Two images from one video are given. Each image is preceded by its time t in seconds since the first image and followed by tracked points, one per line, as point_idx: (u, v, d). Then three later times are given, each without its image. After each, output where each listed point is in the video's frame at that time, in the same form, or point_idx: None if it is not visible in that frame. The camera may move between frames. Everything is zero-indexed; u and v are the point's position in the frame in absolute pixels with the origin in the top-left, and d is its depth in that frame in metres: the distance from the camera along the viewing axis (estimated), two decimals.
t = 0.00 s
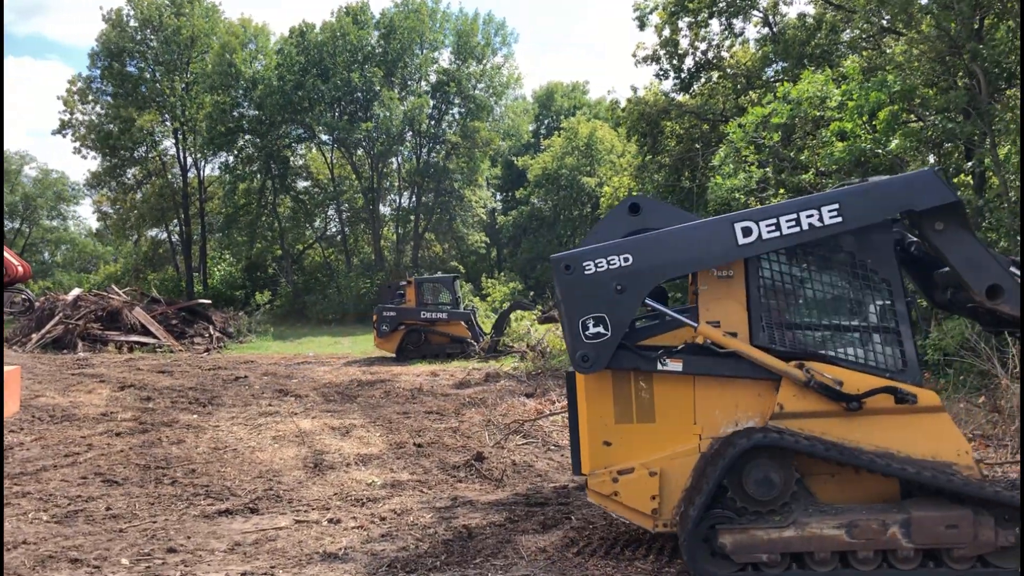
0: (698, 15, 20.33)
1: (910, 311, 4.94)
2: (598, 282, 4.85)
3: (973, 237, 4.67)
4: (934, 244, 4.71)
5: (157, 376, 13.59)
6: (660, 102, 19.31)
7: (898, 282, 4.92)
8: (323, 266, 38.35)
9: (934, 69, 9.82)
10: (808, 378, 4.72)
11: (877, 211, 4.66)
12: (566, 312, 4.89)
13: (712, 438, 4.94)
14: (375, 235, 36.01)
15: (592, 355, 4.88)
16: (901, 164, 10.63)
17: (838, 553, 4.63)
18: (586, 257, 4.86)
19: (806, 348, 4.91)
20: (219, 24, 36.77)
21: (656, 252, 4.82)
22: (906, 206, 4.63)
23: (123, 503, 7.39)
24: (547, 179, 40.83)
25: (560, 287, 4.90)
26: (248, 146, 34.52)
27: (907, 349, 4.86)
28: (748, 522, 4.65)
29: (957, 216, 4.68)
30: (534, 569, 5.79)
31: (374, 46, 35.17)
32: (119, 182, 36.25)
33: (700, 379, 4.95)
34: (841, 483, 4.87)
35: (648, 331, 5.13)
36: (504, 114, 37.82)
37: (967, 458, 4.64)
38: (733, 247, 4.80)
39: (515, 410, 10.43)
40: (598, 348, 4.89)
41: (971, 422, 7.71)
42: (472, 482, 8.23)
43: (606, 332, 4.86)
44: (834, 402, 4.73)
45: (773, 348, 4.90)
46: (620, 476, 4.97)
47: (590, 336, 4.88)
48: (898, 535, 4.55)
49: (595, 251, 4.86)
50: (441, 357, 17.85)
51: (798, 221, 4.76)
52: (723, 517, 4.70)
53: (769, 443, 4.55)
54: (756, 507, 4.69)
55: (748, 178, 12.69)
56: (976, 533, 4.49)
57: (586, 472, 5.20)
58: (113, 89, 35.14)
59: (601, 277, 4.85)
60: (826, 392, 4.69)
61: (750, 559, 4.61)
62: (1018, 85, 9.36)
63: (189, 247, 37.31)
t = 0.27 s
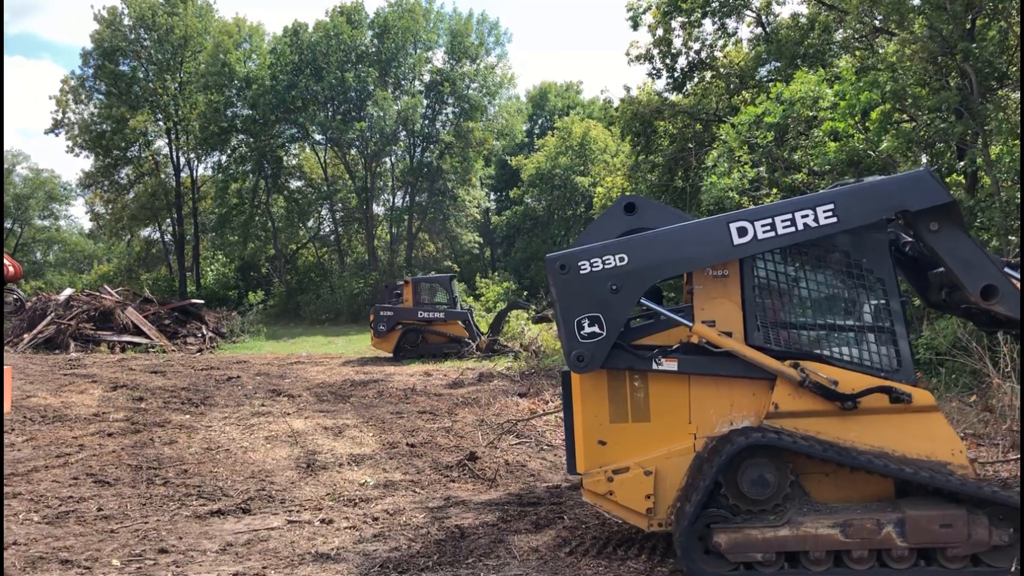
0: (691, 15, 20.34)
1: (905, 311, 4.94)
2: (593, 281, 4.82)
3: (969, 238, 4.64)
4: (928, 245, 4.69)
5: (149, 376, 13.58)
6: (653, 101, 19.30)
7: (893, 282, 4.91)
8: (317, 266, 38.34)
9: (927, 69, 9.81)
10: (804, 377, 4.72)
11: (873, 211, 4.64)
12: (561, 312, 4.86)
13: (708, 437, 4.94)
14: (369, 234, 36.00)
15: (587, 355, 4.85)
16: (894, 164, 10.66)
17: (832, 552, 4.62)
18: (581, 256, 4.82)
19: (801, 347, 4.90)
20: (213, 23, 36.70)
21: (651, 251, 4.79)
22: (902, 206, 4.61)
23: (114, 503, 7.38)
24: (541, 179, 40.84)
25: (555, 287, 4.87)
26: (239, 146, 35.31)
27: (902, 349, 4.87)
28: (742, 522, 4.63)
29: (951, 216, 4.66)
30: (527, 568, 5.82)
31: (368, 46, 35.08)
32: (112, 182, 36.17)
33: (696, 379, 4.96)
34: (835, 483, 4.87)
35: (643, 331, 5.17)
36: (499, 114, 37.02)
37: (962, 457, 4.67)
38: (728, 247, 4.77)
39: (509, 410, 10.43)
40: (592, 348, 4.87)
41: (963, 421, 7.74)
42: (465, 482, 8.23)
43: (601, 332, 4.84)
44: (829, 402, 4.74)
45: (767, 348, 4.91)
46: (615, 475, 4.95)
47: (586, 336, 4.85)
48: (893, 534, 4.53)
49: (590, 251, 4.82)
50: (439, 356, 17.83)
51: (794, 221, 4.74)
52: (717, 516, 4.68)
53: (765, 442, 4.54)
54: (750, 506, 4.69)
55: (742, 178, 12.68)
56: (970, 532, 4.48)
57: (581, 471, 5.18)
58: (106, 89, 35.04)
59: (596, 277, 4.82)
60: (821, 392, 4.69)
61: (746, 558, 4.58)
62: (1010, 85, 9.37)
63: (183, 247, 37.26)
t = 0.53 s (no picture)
0: (681, 14, 20.36)
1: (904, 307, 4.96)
2: (594, 284, 4.85)
3: (968, 239, 4.64)
4: (928, 247, 4.69)
5: (138, 376, 13.55)
6: (643, 101, 19.27)
7: (893, 280, 4.88)
8: (307, 265, 38.30)
9: (915, 69, 9.81)
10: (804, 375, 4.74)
11: (875, 213, 4.64)
12: (563, 314, 4.90)
13: (710, 435, 4.96)
14: (360, 234, 35.97)
15: (589, 357, 4.89)
16: (883, 163, 10.68)
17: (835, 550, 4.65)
18: (583, 259, 4.86)
19: (801, 346, 4.92)
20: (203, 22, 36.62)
21: (652, 254, 4.81)
22: (904, 208, 4.61)
23: (102, 504, 7.37)
24: (533, 178, 40.78)
25: (556, 289, 4.91)
26: (230, 146, 35.10)
27: (902, 347, 4.86)
28: (745, 520, 4.68)
29: (951, 218, 4.66)
30: (517, 567, 5.86)
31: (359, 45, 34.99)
32: (102, 181, 36.06)
33: (697, 378, 4.98)
34: (838, 481, 4.89)
35: (642, 331, 5.20)
36: (489, 113, 37.55)
37: (962, 453, 4.66)
38: (729, 250, 4.78)
39: (499, 409, 10.42)
40: (594, 350, 4.91)
41: (953, 420, 7.76)
42: (455, 482, 8.23)
43: (602, 334, 4.87)
44: (830, 399, 4.76)
45: (768, 347, 4.92)
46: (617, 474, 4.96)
47: (587, 338, 4.89)
48: (895, 532, 4.56)
49: (592, 253, 4.85)
50: (435, 355, 17.79)
51: (795, 224, 4.75)
52: (720, 515, 4.73)
53: (767, 441, 4.56)
54: (753, 504, 4.72)
55: (733, 178, 12.64)
56: (973, 529, 4.49)
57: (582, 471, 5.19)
58: (96, 88, 34.91)
59: (598, 279, 4.85)
60: (822, 390, 4.72)
61: (749, 556, 4.63)
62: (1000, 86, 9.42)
63: (173, 247, 37.16)
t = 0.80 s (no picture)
0: (668, 14, 20.38)
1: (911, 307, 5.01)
2: (606, 286, 4.88)
3: (979, 249, 4.70)
4: (939, 255, 4.74)
5: (124, 376, 13.51)
6: (630, 101, 19.29)
7: (902, 280, 4.93)
8: (295, 265, 38.23)
9: (901, 68, 9.96)
10: (814, 374, 4.76)
11: (887, 220, 4.68)
12: (573, 316, 4.92)
13: (719, 432, 5.00)
14: (347, 233, 35.94)
15: (599, 359, 4.91)
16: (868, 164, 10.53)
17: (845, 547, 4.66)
18: (595, 260, 4.89)
19: (811, 345, 4.95)
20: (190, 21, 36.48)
21: (664, 258, 4.83)
22: (917, 216, 4.65)
23: (86, 504, 7.34)
24: (520, 178, 40.78)
25: (567, 290, 4.93)
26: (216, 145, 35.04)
27: (911, 347, 4.90)
28: (755, 517, 4.69)
29: (963, 227, 4.71)
30: (504, 567, 5.90)
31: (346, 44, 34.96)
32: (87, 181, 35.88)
33: (706, 377, 5.02)
34: (847, 478, 4.93)
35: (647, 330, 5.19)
36: (477, 112, 37.43)
37: (970, 452, 4.68)
38: (741, 255, 4.81)
39: (486, 408, 10.43)
40: (603, 352, 4.91)
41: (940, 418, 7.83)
42: (442, 481, 8.24)
43: (612, 336, 4.88)
44: (840, 397, 4.78)
45: (777, 345, 4.95)
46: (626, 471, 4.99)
47: (598, 339, 4.91)
48: (905, 529, 4.58)
49: (604, 254, 4.88)
50: (426, 354, 17.76)
51: (807, 229, 4.78)
52: (730, 512, 4.75)
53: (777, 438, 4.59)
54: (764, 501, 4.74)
55: (715, 180, 12.69)
56: (981, 527, 4.53)
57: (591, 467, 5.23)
58: (81, 87, 34.74)
59: (609, 281, 4.87)
60: (832, 389, 4.73)
61: (759, 553, 4.64)
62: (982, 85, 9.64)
63: (159, 246, 37.02)
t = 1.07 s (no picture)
0: (651, 14, 20.42)
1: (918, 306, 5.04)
2: (615, 290, 4.90)
3: (987, 257, 4.72)
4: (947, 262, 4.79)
5: (105, 376, 13.42)
6: (614, 100, 19.29)
7: (908, 277, 4.96)
8: (278, 264, 38.10)
9: (882, 69, 9.89)
10: (823, 373, 4.77)
11: (897, 227, 4.73)
12: (583, 319, 4.94)
13: (727, 430, 5.03)
14: (331, 232, 35.88)
15: (608, 363, 4.92)
16: (848, 164, 10.87)
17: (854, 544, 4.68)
18: (605, 265, 4.91)
19: (819, 344, 4.99)
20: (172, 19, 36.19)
21: (675, 262, 4.86)
22: (927, 224, 4.71)
23: (66, 506, 7.30)
24: (505, 177, 40.76)
25: (577, 294, 4.95)
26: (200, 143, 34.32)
27: (918, 344, 4.93)
28: (765, 514, 4.71)
29: (971, 235, 4.77)
30: (487, 566, 5.93)
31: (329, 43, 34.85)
32: (67, 180, 35.54)
33: (714, 377, 5.05)
34: (855, 475, 4.97)
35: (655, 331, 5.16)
36: (461, 111, 37.63)
37: (977, 448, 4.73)
38: (751, 260, 4.85)
39: (470, 408, 10.43)
40: (613, 356, 4.93)
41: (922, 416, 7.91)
42: (426, 481, 8.25)
43: (622, 340, 4.90)
44: (848, 395, 4.80)
45: (784, 343, 4.99)
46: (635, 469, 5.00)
47: (607, 344, 4.92)
48: (915, 526, 4.60)
49: (614, 259, 4.90)
50: (414, 354, 17.80)
51: (818, 236, 4.82)
52: (740, 510, 4.77)
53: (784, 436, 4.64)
54: (773, 499, 4.76)
55: (697, 182, 12.74)
56: (991, 523, 4.57)
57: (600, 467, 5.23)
58: (61, 86, 34.38)
59: (620, 285, 4.90)
60: (840, 386, 4.76)
61: (769, 551, 4.64)
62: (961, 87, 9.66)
63: (141, 245, 36.76)
